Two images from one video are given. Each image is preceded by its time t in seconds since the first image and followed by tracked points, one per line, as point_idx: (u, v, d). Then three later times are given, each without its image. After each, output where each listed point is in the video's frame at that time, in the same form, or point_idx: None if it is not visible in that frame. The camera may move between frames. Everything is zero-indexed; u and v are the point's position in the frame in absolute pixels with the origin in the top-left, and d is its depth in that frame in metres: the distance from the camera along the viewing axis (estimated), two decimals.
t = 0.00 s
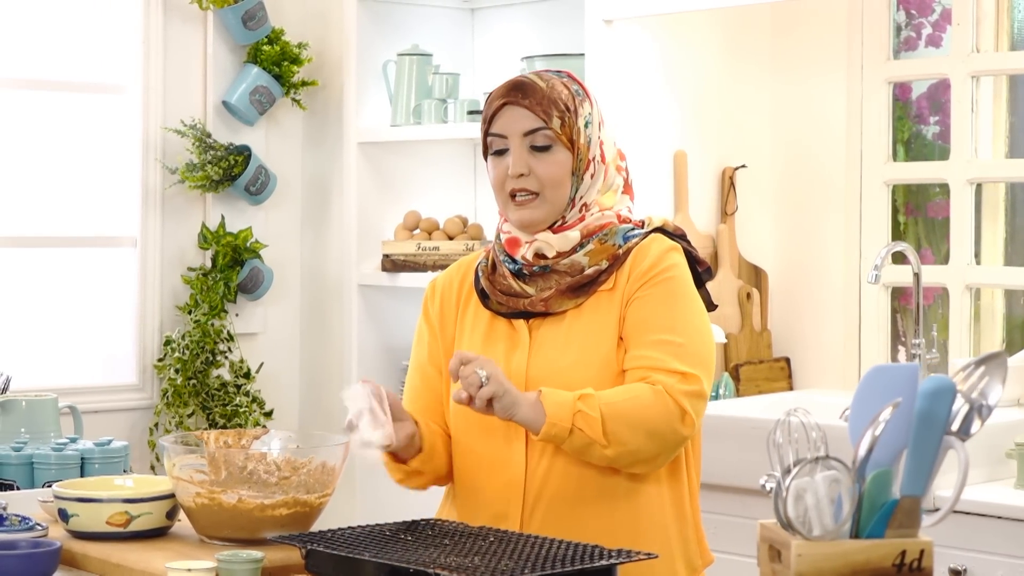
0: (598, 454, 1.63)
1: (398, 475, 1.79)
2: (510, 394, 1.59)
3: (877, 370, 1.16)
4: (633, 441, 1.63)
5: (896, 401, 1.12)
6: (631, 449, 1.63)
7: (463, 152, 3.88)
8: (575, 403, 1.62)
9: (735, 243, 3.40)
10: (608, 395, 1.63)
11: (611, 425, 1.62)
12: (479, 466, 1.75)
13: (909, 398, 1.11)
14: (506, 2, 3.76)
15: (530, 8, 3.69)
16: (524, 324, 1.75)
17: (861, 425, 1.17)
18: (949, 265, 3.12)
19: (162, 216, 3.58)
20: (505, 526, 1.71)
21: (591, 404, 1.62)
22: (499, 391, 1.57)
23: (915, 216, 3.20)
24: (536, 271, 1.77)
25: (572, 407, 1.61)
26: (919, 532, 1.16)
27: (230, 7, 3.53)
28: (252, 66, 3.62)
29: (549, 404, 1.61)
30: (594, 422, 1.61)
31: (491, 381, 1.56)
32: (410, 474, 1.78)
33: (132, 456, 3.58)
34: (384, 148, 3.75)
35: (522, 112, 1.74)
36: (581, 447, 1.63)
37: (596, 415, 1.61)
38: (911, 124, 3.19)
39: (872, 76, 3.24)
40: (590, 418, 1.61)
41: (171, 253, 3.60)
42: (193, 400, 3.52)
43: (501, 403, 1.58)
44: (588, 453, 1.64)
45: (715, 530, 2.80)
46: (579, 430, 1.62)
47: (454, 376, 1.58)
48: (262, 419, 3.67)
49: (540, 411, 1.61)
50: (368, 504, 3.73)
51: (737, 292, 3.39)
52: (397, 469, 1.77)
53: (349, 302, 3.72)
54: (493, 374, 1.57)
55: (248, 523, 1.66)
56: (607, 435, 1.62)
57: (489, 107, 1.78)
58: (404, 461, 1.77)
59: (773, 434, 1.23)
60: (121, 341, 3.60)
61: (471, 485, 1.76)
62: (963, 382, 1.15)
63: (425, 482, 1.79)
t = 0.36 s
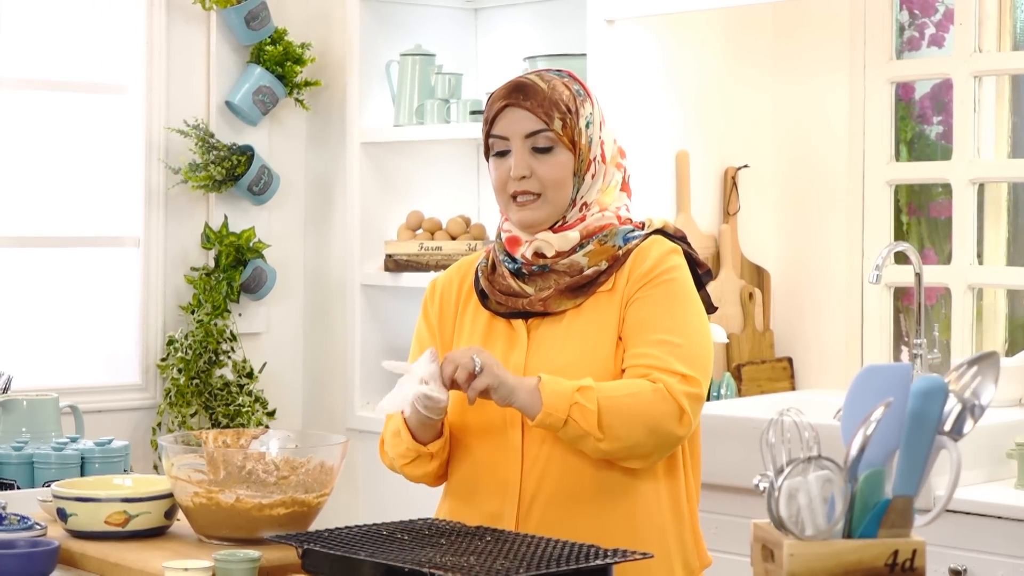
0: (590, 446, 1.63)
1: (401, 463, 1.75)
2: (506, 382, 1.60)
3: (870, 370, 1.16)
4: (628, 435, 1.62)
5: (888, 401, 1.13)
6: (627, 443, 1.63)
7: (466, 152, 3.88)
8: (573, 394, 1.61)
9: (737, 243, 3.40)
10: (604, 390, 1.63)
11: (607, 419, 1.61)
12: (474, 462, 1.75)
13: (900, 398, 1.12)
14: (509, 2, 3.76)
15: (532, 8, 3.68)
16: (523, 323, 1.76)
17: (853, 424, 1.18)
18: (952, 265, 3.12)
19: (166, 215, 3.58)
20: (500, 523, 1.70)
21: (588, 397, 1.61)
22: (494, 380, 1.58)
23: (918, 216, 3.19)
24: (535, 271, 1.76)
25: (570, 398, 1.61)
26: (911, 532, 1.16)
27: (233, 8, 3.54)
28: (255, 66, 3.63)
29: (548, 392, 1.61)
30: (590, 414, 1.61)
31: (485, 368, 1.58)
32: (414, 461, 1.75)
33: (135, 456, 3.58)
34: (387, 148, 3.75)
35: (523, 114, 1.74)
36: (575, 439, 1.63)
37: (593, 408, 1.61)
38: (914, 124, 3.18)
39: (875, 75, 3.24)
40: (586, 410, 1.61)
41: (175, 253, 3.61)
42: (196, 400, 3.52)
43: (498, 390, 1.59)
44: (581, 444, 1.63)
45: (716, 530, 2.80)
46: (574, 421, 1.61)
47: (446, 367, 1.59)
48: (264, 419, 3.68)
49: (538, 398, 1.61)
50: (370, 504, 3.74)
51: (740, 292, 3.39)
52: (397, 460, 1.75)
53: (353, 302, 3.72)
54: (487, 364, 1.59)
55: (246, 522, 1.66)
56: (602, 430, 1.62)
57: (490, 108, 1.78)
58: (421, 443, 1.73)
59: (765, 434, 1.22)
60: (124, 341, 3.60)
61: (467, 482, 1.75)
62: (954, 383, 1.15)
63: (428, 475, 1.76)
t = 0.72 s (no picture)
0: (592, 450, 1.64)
1: (419, 460, 1.74)
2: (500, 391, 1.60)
3: (862, 370, 1.17)
4: (633, 440, 1.63)
5: (880, 401, 1.13)
6: (632, 446, 1.63)
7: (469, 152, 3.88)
8: (575, 403, 1.62)
9: (740, 243, 3.40)
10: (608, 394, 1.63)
11: (609, 425, 1.62)
12: (474, 459, 1.75)
13: (892, 398, 1.13)
14: (512, 2, 3.76)
15: (536, 8, 3.68)
16: (522, 323, 1.76)
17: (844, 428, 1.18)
18: (954, 265, 3.11)
19: (169, 215, 3.59)
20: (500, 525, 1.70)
21: (591, 406, 1.62)
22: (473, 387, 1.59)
23: (921, 216, 3.19)
24: (533, 270, 1.77)
25: (572, 408, 1.62)
26: (904, 532, 1.16)
27: (237, 8, 3.54)
28: (258, 66, 3.63)
29: (549, 401, 1.61)
30: (592, 424, 1.62)
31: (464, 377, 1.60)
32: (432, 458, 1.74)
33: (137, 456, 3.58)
34: (390, 148, 3.75)
35: (522, 114, 1.74)
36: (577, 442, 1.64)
37: (595, 417, 1.61)
38: (917, 124, 3.18)
39: (877, 76, 3.24)
40: (588, 420, 1.62)
41: (178, 252, 3.61)
42: (199, 399, 3.53)
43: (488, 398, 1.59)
44: (586, 448, 1.64)
45: (717, 530, 2.80)
46: (576, 429, 1.62)
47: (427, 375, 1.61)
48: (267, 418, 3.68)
49: (539, 405, 1.62)
50: (373, 504, 3.74)
51: (742, 292, 3.38)
52: (411, 462, 1.74)
53: (356, 302, 3.72)
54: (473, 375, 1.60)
55: (244, 522, 1.66)
56: (605, 436, 1.63)
57: (489, 108, 1.78)
58: (438, 438, 1.72)
59: (758, 434, 1.21)
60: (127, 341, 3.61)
61: (465, 479, 1.76)
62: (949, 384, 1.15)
63: (441, 471, 1.76)
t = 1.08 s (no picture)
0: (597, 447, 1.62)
1: (401, 453, 1.74)
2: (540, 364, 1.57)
3: (854, 370, 1.15)
4: (639, 444, 1.62)
5: (871, 401, 1.12)
6: (639, 454, 1.63)
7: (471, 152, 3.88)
8: (596, 395, 1.61)
9: (741, 243, 3.40)
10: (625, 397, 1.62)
11: (624, 425, 1.61)
12: (466, 456, 1.75)
13: (884, 399, 1.12)
14: (514, 2, 3.75)
15: (538, 9, 3.68)
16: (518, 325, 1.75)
17: (836, 423, 1.17)
18: (955, 265, 3.11)
19: (171, 215, 3.59)
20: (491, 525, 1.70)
21: (610, 401, 1.61)
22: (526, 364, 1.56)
23: (924, 216, 3.18)
24: (531, 271, 1.77)
25: (592, 399, 1.60)
26: (897, 532, 1.16)
27: (239, 8, 3.54)
28: (261, 66, 3.63)
29: (575, 391, 1.60)
30: (609, 420, 1.60)
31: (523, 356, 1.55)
32: (412, 453, 1.74)
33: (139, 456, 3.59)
34: (392, 148, 3.75)
35: (521, 113, 1.74)
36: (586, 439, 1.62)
37: (613, 413, 1.60)
38: (919, 124, 3.18)
39: (879, 76, 3.24)
40: (605, 414, 1.60)
41: (180, 253, 3.62)
42: (201, 399, 3.54)
43: (533, 372, 1.57)
44: (590, 444, 1.63)
45: (717, 530, 2.80)
46: (591, 422, 1.61)
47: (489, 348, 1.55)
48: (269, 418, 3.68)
49: (562, 392, 1.60)
50: (375, 504, 3.74)
51: (744, 292, 3.38)
52: (394, 452, 1.75)
53: (358, 303, 3.73)
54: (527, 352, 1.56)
55: (241, 521, 1.67)
56: (615, 438, 1.62)
57: (488, 107, 1.78)
58: (423, 431, 1.73)
59: (751, 434, 1.21)
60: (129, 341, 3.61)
61: (458, 475, 1.76)
62: (942, 383, 1.15)
63: (421, 468, 1.76)
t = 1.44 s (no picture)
0: (602, 454, 1.63)
1: (403, 456, 1.75)
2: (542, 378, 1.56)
3: (846, 370, 1.16)
4: (644, 450, 1.63)
5: (863, 400, 1.13)
6: (643, 458, 1.64)
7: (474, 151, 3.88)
8: (602, 407, 1.60)
9: (743, 243, 3.40)
10: (632, 406, 1.62)
11: (629, 434, 1.61)
12: (463, 455, 1.76)
13: (876, 397, 1.12)
14: (517, 2, 3.75)
15: (540, 8, 3.67)
16: (515, 324, 1.75)
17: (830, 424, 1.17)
18: (957, 265, 3.11)
19: (174, 215, 3.60)
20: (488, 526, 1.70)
21: (616, 415, 1.60)
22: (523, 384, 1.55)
23: (926, 216, 3.18)
24: (528, 272, 1.77)
25: (598, 412, 1.60)
26: (889, 532, 1.16)
27: (242, 8, 3.55)
28: (263, 66, 3.64)
29: (581, 402, 1.59)
30: (612, 431, 1.61)
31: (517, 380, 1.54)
32: (413, 456, 1.75)
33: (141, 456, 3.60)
34: (394, 148, 3.75)
35: (514, 117, 1.74)
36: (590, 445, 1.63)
37: (617, 425, 1.61)
38: (921, 124, 3.17)
39: (881, 76, 3.24)
40: (609, 426, 1.61)
41: (183, 253, 3.62)
42: (204, 399, 3.54)
43: (537, 385, 1.56)
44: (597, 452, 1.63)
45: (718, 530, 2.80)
46: (593, 433, 1.61)
47: (484, 372, 1.55)
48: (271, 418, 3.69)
49: (567, 402, 1.60)
50: (377, 503, 3.74)
51: (747, 292, 3.39)
52: (395, 456, 1.75)
53: (361, 302, 3.73)
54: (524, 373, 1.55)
55: (239, 521, 1.67)
56: (621, 444, 1.62)
57: (481, 111, 1.78)
58: (424, 434, 1.74)
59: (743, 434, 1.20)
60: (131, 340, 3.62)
61: (456, 475, 1.76)
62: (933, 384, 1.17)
63: (423, 470, 1.77)
